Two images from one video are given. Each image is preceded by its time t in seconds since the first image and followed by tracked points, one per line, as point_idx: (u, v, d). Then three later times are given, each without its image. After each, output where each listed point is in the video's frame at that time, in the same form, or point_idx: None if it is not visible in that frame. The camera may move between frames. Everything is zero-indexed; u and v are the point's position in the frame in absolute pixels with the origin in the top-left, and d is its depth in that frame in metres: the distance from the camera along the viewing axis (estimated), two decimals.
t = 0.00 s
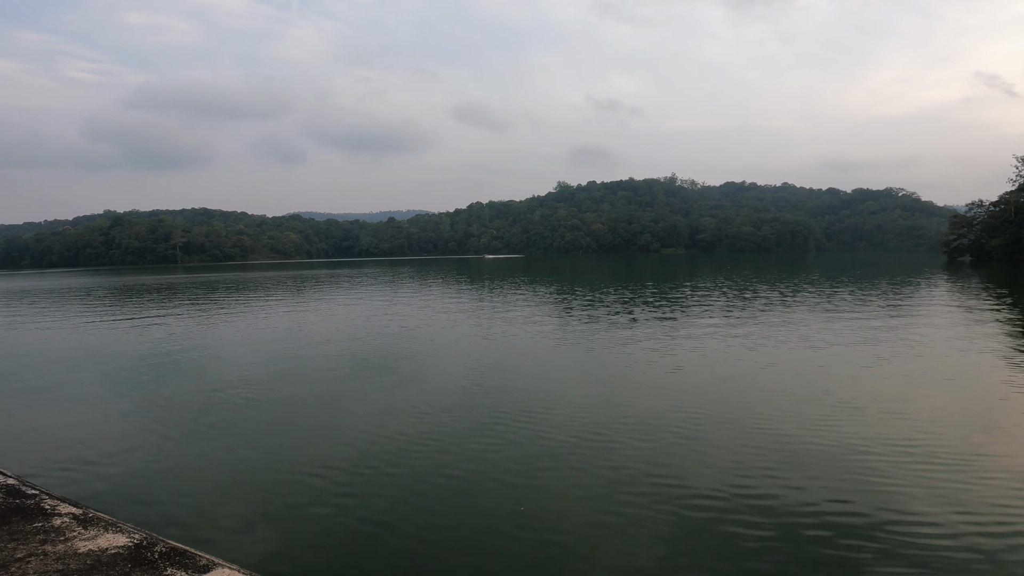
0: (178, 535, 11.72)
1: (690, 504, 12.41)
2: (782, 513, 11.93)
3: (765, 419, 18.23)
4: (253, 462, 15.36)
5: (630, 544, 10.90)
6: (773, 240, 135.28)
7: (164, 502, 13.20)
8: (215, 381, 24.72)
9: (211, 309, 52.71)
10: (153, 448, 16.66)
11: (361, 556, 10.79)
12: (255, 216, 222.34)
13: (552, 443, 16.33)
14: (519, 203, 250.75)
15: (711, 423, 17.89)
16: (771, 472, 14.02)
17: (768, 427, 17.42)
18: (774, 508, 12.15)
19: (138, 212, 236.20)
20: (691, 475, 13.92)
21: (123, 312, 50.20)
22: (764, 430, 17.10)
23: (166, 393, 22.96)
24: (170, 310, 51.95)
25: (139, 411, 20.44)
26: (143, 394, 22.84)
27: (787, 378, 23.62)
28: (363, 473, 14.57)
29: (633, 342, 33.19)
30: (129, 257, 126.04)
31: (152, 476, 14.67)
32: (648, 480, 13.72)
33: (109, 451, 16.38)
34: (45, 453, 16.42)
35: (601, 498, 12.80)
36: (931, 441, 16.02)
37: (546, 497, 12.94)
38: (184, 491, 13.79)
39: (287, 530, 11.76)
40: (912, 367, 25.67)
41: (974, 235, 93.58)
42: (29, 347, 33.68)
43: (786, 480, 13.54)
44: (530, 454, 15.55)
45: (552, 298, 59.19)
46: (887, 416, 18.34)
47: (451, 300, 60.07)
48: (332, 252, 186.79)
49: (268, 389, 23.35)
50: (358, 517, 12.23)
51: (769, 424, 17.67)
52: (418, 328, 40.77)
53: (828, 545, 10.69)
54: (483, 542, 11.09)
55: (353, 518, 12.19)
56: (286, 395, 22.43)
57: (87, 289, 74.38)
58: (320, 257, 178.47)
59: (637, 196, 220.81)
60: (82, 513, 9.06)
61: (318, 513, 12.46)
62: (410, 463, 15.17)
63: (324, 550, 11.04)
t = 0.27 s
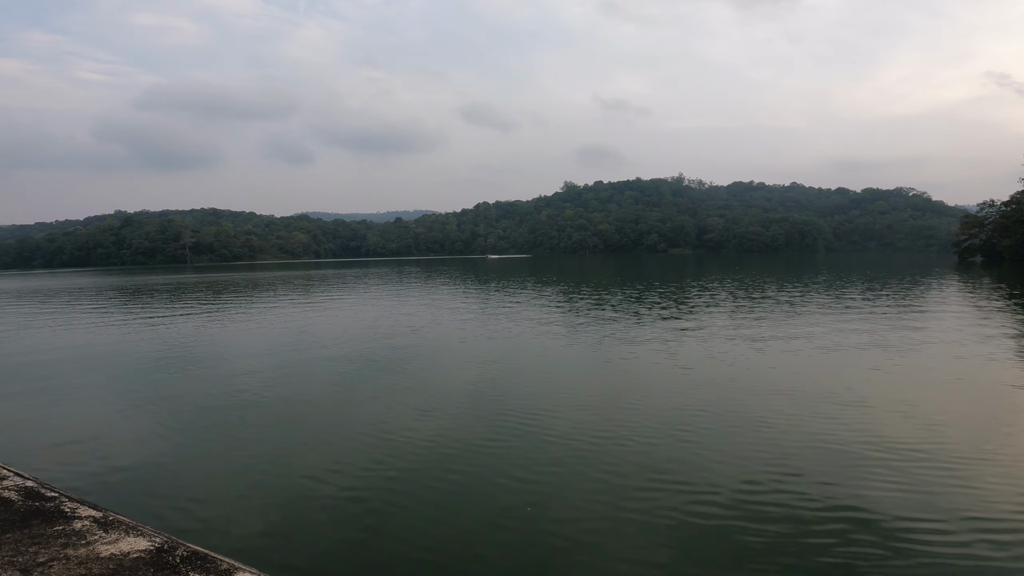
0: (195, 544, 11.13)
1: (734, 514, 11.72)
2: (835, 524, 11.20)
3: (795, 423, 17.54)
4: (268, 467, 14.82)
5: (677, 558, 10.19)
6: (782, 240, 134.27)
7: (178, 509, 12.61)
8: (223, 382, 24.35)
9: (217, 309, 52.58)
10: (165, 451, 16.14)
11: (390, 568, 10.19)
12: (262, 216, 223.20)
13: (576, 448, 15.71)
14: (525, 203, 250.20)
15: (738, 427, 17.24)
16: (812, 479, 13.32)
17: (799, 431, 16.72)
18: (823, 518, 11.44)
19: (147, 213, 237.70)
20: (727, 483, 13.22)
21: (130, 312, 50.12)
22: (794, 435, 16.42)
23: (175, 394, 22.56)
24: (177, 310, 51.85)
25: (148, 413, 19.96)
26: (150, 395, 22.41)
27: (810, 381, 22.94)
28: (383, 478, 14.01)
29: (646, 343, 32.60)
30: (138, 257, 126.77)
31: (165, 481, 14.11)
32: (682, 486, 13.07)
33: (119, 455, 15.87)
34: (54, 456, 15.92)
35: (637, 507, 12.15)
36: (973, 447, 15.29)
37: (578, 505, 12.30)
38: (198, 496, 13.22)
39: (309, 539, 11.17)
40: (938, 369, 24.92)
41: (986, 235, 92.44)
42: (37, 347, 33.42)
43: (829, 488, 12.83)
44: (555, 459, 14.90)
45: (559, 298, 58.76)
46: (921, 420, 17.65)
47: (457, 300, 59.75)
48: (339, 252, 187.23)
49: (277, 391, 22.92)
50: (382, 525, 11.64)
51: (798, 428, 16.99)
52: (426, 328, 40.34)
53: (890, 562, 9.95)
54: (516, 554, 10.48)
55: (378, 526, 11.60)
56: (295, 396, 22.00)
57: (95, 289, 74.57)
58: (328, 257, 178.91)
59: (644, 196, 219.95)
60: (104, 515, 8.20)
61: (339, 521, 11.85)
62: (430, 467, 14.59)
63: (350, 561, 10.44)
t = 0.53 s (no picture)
0: (202, 542, 11.06)
1: (747, 515, 11.53)
2: (851, 527, 10.99)
3: (805, 423, 17.33)
4: (275, 465, 14.77)
5: (690, 560, 10.00)
6: (790, 240, 133.22)
7: (185, 507, 12.56)
8: (230, 381, 24.39)
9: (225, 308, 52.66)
10: (172, 449, 16.12)
11: (398, 567, 10.08)
12: (271, 216, 224.22)
13: (583, 447, 15.56)
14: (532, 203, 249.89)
15: (747, 427, 17.06)
16: (825, 480, 13.11)
17: (810, 432, 16.50)
18: (839, 519, 11.24)
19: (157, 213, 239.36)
20: (739, 484, 13.04)
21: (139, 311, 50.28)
22: (805, 435, 16.20)
23: (182, 392, 22.59)
24: (185, 309, 51.99)
25: (155, 411, 19.99)
26: (158, 394, 22.46)
27: (819, 381, 22.70)
28: (390, 477, 13.91)
29: (653, 342, 32.41)
30: (148, 257, 127.61)
31: (172, 479, 14.09)
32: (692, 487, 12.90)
33: (127, 453, 15.86)
34: (62, 453, 15.94)
35: (648, 508, 11.98)
36: (992, 449, 15.00)
37: (588, 505, 12.15)
38: (205, 494, 13.18)
39: (317, 538, 11.09)
40: (949, 370, 24.60)
41: (997, 235, 91.31)
42: (46, 346, 33.60)
43: (844, 490, 12.63)
44: (563, 458, 14.77)
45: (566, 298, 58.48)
46: (934, 422, 17.38)
47: (464, 300, 59.61)
48: (347, 252, 187.71)
49: (283, 389, 22.93)
50: (390, 524, 11.53)
51: (808, 429, 16.78)
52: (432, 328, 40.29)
53: (909, 566, 9.74)
54: (525, 554, 10.33)
55: (386, 524, 11.52)
56: (301, 395, 22.00)
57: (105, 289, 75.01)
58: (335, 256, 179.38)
59: (651, 196, 219.02)
60: (115, 516, 8.11)
61: (346, 519, 11.76)
62: (437, 466, 14.50)
63: (358, 559, 10.34)
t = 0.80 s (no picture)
0: (208, 540, 11.06)
1: (757, 517, 11.37)
2: (865, 530, 10.80)
3: (814, 424, 17.13)
4: (281, 463, 14.75)
5: (701, 561, 9.85)
6: (798, 240, 132.33)
7: (190, 505, 12.53)
8: (235, 380, 24.41)
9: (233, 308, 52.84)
10: (177, 448, 16.12)
11: (403, 566, 9.99)
12: (279, 216, 225.65)
13: (590, 447, 15.45)
14: (538, 203, 249.53)
15: (755, 427, 16.88)
16: (836, 482, 12.92)
17: (819, 433, 16.31)
18: (851, 522, 11.06)
19: (166, 213, 240.93)
20: (748, 485, 12.88)
21: (149, 310, 50.64)
22: (814, 436, 16.01)
23: (188, 391, 22.64)
24: (193, 308, 52.26)
25: (161, 409, 20.03)
26: (164, 392, 22.50)
27: (826, 382, 22.48)
28: (395, 476, 13.86)
29: (659, 343, 32.22)
30: (157, 257, 128.69)
31: (177, 477, 14.08)
32: (700, 488, 12.74)
33: (132, 451, 15.87)
34: (69, 451, 15.96)
35: (656, 509, 11.84)
36: (1004, 452, 14.76)
37: (595, 505, 12.02)
38: (210, 493, 13.15)
39: (322, 536, 11.03)
40: (957, 372, 24.29)
41: (1008, 236, 90.25)
42: (55, 345, 33.76)
43: (855, 492, 12.44)
44: (569, 458, 14.65)
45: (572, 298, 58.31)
46: (944, 423, 17.16)
47: (470, 300, 59.54)
48: (354, 252, 188.40)
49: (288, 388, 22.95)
50: (396, 523, 11.47)
51: (818, 430, 16.56)
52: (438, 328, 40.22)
53: (922, 569, 9.56)
54: (532, 555, 10.21)
55: (391, 524, 11.43)
56: (306, 394, 22.00)
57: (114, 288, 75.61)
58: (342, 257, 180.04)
59: (658, 196, 218.25)
60: (122, 516, 8.06)
61: (352, 518, 11.70)
62: (442, 465, 14.42)
63: (363, 558, 10.27)
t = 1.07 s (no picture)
0: (215, 539, 11.00)
1: (769, 518, 11.20)
2: (881, 533, 10.60)
3: (826, 425, 16.91)
4: (287, 463, 14.69)
5: (712, 564, 9.70)
6: (806, 240, 131.30)
7: (197, 504, 12.48)
8: (242, 379, 24.44)
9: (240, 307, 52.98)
10: (184, 447, 16.08)
11: (411, 567, 9.87)
12: (286, 216, 226.39)
13: (598, 448, 15.29)
14: (545, 203, 249.20)
15: (765, 428, 16.69)
16: (850, 484, 12.72)
17: (831, 434, 16.08)
18: (866, 525, 10.87)
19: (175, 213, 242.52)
20: (760, 486, 12.69)
21: (156, 310, 50.88)
22: (826, 438, 15.78)
23: (195, 390, 22.65)
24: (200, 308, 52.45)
25: (169, 409, 20.03)
26: (171, 391, 22.52)
27: (836, 382, 22.24)
28: (402, 476, 13.76)
29: (666, 343, 32.00)
30: (166, 257, 129.41)
31: (184, 476, 14.03)
32: (711, 489, 12.57)
33: (140, 450, 15.85)
34: (76, 450, 15.97)
35: (667, 510, 11.69)
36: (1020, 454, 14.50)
37: (605, 507, 11.87)
38: (217, 492, 13.09)
39: (329, 536, 10.94)
40: (970, 373, 23.96)
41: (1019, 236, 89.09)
42: (64, 344, 33.91)
43: (870, 493, 12.24)
44: (578, 459, 14.51)
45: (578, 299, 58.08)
46: (958, 425, 16.90)
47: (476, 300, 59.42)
48: (360, 252, 188.79)
49: (295, 388, 22.91)
50: (404, 523, 11.36)
51: (829, 431, 16.35)
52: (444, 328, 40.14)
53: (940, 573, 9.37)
54: (542, 557, 10.07)
55: (399, 524, 11.34)
56: (313, 393, 21.98)
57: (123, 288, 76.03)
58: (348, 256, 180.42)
59: (665, 196, 217.32)
60: (130, 516, 8.00)
61: (359, 518, 11.60)
62: (449, 465, 14.31)
63: (371, 559, 10.17)
